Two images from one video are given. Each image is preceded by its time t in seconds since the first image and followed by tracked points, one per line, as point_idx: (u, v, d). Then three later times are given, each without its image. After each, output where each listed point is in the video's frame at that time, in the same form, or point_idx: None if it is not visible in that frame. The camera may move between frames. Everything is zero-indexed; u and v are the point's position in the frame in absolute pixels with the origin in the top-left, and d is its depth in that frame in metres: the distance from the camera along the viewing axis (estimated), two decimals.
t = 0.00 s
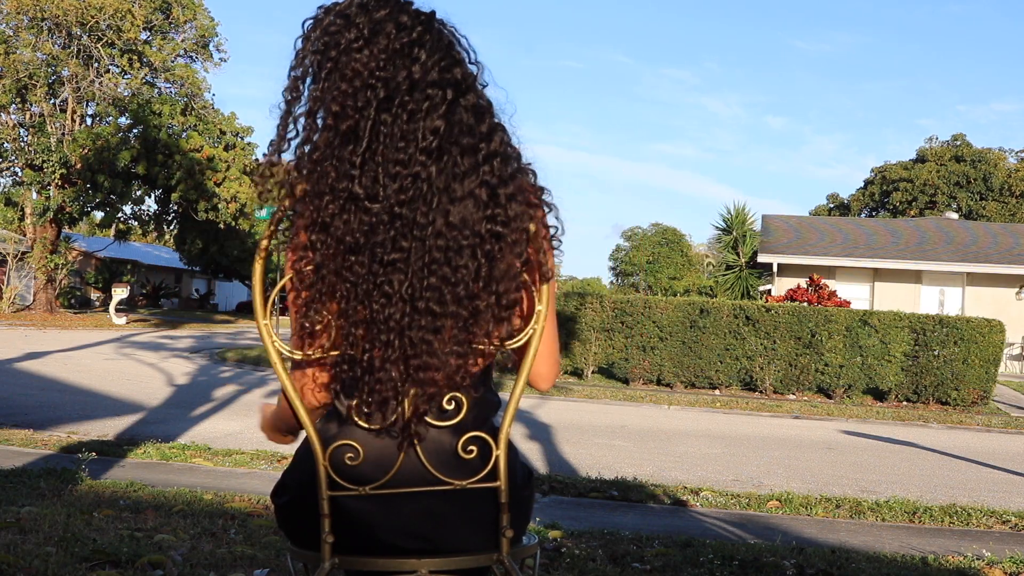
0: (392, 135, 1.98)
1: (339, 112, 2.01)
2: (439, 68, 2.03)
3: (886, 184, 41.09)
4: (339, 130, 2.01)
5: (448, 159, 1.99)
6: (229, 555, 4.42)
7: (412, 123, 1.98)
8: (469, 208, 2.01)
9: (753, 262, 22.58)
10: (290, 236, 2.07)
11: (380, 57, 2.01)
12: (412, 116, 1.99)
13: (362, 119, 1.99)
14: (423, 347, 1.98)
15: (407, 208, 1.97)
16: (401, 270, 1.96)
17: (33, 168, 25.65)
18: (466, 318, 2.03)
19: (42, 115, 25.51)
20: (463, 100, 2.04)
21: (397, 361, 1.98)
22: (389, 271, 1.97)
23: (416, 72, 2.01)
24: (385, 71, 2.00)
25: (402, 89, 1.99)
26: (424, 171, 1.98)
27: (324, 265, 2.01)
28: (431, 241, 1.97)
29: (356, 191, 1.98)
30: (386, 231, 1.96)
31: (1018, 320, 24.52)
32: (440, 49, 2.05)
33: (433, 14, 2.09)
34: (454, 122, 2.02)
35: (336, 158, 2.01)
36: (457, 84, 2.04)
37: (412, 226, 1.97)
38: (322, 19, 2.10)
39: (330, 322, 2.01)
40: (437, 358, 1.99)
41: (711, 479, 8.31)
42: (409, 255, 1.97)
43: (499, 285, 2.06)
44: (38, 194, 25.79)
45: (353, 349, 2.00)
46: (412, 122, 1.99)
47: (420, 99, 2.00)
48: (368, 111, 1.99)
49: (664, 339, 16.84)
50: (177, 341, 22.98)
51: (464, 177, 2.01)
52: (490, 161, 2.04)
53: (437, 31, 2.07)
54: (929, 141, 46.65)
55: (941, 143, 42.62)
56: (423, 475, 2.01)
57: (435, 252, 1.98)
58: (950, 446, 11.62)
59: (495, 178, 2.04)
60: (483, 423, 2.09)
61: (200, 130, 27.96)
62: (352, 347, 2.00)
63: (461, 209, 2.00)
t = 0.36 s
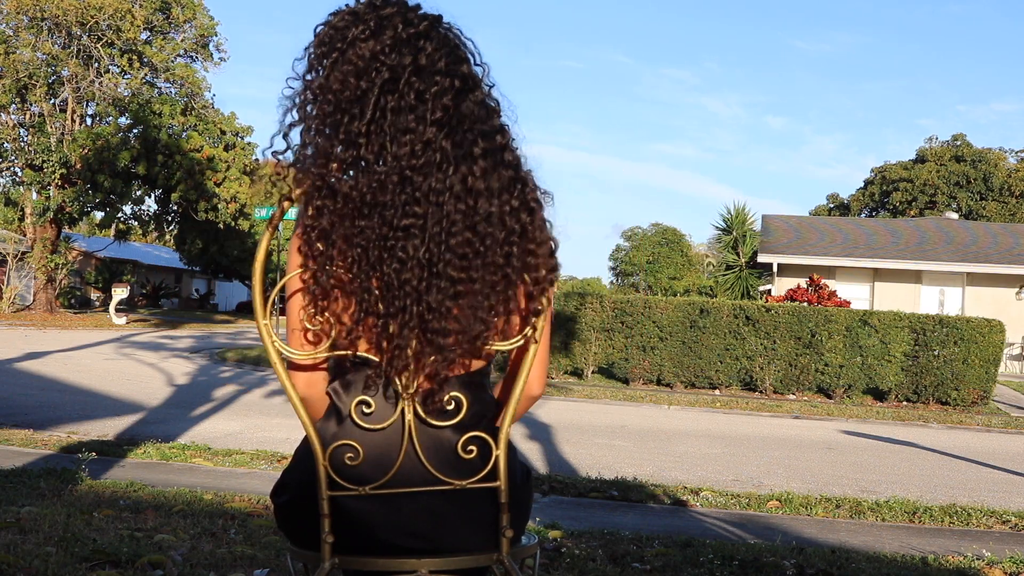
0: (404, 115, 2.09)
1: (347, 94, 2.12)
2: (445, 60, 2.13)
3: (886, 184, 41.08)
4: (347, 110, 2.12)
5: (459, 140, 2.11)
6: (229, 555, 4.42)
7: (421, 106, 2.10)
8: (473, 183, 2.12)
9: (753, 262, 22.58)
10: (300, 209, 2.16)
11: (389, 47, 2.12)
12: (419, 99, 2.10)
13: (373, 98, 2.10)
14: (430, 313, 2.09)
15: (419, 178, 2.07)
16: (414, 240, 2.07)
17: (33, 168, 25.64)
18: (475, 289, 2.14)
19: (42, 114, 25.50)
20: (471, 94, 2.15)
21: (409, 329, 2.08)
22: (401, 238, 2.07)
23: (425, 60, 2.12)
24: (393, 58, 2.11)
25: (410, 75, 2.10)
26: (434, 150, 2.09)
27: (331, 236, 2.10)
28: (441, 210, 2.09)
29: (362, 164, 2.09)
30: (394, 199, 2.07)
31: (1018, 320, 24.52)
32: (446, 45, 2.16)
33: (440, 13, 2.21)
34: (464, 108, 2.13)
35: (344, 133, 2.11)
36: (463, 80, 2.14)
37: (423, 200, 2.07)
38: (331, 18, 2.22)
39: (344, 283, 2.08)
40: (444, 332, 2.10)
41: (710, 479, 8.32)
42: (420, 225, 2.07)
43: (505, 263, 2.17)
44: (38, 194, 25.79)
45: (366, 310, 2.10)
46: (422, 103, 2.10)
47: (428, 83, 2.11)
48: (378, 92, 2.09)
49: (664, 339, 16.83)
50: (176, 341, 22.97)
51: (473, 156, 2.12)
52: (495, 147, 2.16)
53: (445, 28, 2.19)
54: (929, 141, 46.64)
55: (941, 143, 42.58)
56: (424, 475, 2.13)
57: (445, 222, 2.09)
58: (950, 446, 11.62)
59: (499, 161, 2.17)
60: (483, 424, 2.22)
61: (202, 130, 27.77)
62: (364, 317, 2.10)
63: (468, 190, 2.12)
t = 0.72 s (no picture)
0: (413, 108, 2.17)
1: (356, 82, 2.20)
2: (456, 64, 2.22)
3: (886, 184, 41.06)
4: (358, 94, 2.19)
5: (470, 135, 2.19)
6: (229, 555, 4.42)
7: (431, 101, 2.18)
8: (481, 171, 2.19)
9: (753, 262, 22.58)
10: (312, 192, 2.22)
11: (400, 45, 2.21)
12: (428, 94, 2.18)
13: (384, 90, 2.18)
14: (447, 285, 2.16)
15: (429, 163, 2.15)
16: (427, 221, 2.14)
17: (33, 168, 25.63)
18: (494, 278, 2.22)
19: (42, 115, 25.50)
20: (482, 102, 2.25)
21: (426, 304, 2.16)
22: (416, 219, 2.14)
23: (436, 58, 2.21)
24: (404, 54, 2.19)
25: (421, 70, 2.18)
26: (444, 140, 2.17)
27: (344, 217, 2.17)
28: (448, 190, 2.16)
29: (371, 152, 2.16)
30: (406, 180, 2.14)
31: (1018, 320, 24.52)
32: (457, 50, 2.24)
33: (454, 23, 2.31)
34: (475, 111, 2.22)
35: (354, 123, 2.19)
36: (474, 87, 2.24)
37: (433, 184, 2.14)
38: (345, 22, 2.32)
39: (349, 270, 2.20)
40: (458, 292, 2.17)
41: (711, 478, 8.32)
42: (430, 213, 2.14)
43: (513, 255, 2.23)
44: (38, 194, 25.80)
45: (369, 272, 2.16)
46: (432, 99, 2.18)
47: (438, 83, 2.19)
48: (390, 85, 2.17)
49: (664, 339, 16.84)
50: (176, 341, 22.97)
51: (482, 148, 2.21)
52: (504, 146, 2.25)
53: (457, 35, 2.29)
54: (929, 141, 46.63)
55: (940, 143, 42.59)
56: (425, 474, 2.16)
57: (455, 209, 2.16)
58: (950, 446, 11.62)
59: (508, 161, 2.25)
60: (482, 423, 2.26)
61: (200, 130, 28.08)
62: (372, 289, 2.18)
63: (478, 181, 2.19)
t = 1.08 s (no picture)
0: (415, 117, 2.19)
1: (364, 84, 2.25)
2: (469, 85, 2.24)
3: (886, 184, 41.05)
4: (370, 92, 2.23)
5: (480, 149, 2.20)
6: (229, 555, 4.42)
7: (437, 111, 2.20)
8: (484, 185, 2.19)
9: (753, 262, 22.59)
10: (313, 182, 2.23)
11: (416, 56, 2.23)
12: (437, 108, 2.21)
13: (392, 94, 2.22)
14: (466, 267, 2.17)
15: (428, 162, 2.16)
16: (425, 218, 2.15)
17: (33, 168, 25.63)
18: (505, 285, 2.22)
19: (42, 115, 25.51)
20: (494, 125, 2.27)
21: (442, 292, 2.19)
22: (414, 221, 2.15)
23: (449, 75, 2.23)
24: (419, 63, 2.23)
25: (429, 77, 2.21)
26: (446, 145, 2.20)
27: (342, 210, 2.21)
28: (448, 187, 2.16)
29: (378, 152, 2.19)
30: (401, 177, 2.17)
31: (1018, 320, 24.52)
32: (474, 69, 2.25)
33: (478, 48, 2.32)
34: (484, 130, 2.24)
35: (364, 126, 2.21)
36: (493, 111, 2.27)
37: (430, 183, 2.16)
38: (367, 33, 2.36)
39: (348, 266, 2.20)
40: (475, 274, 2.17)
41: (711, 479, 8.32)
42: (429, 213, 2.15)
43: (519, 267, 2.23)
44: (38, 194, 25.83)
45: (371, 242, 2.16)
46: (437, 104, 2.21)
47: (449, 100, 2.22)
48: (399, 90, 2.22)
49: (664, 339, 16.84)
50: (176, 341, 22.97)
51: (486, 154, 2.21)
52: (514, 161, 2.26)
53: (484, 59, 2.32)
54: (929, 141, 46.62)
55: (941, 143, 42.58)
56: (426, 476, 2.16)
57: (455, 212, 2.16)
58: (950, 446, 11.62)
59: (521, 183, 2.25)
60: (480, 424, 2.26)
61: (200, 130, 27.94)
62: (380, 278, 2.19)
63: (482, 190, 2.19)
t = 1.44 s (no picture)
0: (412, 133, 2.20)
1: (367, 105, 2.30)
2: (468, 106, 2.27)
3: (886, 184, 41.04)
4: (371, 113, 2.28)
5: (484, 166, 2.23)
6: (229, 555, 4.42)
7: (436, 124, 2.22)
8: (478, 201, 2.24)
9: (753, 262, 22.60)
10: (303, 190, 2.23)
11: (422, 82, 2.27)
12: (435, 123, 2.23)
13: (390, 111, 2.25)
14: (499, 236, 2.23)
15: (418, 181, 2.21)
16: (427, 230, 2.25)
17: (33, 168, 25.63)
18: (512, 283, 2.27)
19: (42, 115, 25.52)
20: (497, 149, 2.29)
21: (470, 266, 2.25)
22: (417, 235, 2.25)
23: (449, 104, 2.26)
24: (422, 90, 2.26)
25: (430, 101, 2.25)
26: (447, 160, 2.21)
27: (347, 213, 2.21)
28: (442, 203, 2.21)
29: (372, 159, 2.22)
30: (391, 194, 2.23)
31: (1018, 320, 24.52)
32: (475, 97, 2.28)
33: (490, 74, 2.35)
34: (485, 155, 2.25)
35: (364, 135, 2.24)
36: (496, 136, 2.29)
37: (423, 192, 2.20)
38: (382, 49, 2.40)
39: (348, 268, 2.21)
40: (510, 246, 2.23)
41: (711, 479, 8.31)
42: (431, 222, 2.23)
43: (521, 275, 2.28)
44: (38, 194, 25.83)
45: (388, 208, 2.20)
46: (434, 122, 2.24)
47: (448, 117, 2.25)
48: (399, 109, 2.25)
49: (664, 339, 16.84)
50: (176, 341, 22.96)
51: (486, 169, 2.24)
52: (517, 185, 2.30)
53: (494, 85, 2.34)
54: (929, 141, 46.62)
55: (941, 143, 42.57)
56: (426, 475, 2.16)
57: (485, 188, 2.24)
58: (950, 446, 11.62)
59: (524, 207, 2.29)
60: (481, 424, 2.26)
61: (200, 130, 28.03)
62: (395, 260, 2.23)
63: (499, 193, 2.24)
